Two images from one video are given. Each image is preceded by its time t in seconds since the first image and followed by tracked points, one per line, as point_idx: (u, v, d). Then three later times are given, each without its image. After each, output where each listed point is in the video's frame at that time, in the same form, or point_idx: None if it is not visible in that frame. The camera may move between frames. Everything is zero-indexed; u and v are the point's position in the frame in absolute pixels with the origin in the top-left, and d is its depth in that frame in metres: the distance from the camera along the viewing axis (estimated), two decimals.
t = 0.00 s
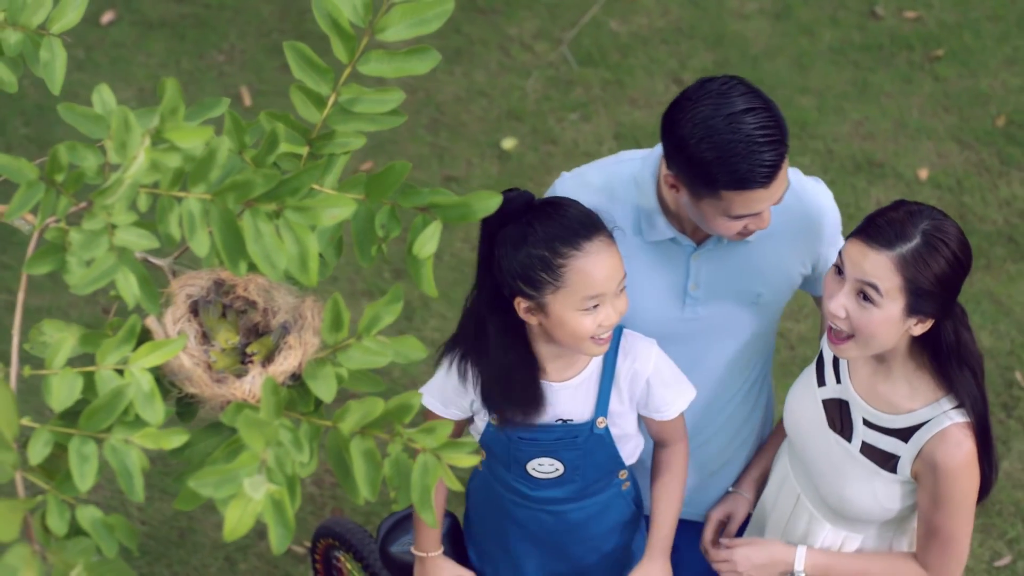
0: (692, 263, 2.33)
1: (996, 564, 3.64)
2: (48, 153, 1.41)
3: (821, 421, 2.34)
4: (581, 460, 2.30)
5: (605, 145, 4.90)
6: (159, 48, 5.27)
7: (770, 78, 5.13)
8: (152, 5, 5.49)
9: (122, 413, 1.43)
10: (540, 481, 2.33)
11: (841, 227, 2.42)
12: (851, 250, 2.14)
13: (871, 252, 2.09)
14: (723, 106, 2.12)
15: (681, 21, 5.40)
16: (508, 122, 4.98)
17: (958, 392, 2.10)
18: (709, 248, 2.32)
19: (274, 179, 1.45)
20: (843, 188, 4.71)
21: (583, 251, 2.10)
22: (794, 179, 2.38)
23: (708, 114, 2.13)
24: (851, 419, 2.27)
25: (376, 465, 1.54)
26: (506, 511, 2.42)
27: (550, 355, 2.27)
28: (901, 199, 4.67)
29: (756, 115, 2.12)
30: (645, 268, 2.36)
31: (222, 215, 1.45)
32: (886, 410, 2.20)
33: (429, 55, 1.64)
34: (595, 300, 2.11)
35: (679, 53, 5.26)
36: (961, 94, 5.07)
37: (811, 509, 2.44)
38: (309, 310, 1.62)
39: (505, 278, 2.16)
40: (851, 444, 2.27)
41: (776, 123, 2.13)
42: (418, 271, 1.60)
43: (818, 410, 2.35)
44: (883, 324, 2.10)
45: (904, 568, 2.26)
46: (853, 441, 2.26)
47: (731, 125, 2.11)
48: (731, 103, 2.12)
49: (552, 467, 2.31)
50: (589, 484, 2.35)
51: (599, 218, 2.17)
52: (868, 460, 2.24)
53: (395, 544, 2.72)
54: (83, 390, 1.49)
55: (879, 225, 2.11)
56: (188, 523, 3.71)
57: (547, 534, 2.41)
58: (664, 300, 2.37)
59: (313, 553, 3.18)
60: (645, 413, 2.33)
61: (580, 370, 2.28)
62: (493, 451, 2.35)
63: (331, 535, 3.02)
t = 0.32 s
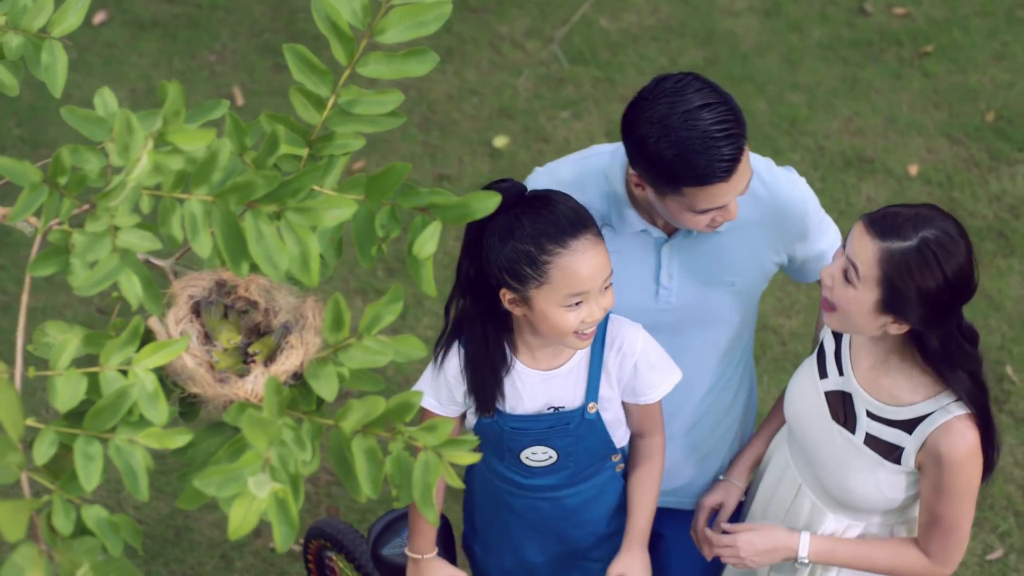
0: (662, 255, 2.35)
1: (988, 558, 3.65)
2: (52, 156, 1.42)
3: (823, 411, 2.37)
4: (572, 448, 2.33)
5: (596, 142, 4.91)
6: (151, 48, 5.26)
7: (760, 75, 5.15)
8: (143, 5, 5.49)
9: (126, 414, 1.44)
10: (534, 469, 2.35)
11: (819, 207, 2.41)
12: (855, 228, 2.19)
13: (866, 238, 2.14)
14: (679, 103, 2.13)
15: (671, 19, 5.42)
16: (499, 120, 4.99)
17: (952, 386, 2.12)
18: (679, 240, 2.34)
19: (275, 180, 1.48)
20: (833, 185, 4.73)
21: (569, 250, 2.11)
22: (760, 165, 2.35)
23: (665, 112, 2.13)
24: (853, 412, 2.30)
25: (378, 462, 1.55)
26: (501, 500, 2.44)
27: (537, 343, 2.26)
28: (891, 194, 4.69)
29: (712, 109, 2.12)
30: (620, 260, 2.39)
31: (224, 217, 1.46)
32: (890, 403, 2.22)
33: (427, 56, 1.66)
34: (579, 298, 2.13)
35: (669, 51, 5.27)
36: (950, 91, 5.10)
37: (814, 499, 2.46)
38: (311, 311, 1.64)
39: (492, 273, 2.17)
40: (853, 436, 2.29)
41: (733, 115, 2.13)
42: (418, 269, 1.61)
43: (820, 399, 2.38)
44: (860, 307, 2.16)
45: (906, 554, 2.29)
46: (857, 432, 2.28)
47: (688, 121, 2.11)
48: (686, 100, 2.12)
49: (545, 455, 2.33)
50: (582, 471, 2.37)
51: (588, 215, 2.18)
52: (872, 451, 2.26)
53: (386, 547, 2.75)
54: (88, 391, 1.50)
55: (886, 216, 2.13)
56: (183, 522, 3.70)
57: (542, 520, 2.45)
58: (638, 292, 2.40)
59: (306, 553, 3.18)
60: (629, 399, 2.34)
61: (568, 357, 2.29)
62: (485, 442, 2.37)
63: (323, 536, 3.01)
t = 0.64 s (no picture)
0: (651, 247, 2.37)
1: (982, 554, 3.66)
2: (54, 159, 1.43)
3: (825, 412, 2.39)
4: (573, 447, 2.34)
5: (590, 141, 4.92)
6: (145, 48, 5.26)
7: (753, 73, 5.17)
8: (138, 6, 5.49)
9: (129, 415, 1.45)
10: (534, 468, 2.35)
11: (808, 207, 2.43)
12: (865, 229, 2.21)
13: (870, 239, 2.17)
14: (667, 90, 2.15)
15: (664, 18, 5.44)
16: (493, 120, 4.99)
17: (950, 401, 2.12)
18: (668, 232, 2.36)
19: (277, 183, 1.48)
20: (826, 183, 4.75)
21: (563, 247, 2.12)
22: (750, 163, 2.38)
23: (656, 99, 2.15)
24: (853, 416, 2.31)
25: (379, 462, 1.57)
26: (498, 500, 2.44)
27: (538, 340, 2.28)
28: (884, 192, 4.71)
29: (700, 92, 2.14)
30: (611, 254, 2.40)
31: (225, 219, 1.47)
32: (890, 414, 2.23)
33: (426, 58, 1.67)
34: (570, 296, 2.14)
35: (663, 50, 5.28)
36: (942, 89, 5.12)
37: (803, 493, 2.48)
38: (312, 312, 1.65)
39: (491, 265, 2.20)
40: (853, 439, 2.31)
41: (723, 95, 2.15)
42: (418, 269, 1.62)
43: (824, 400, 2.40)
44: (851, 305, 2.21)
45: (892, 557, 2.30)
46: (857, 436, 2.30)
47: (682, 106, 2.13)
48: (673, 86, 2.15)
49: (546, 452, 2.33)
50: (581, 470, 2.38)
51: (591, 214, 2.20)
52: (869, 457, 2.27)
53: (392, 544, 2.76)
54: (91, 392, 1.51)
55: (896, 225, 2.14)
56: (180, 521, 3.69)
57: (540, 519, 2.45)
58: (627, 285, 2.41)
59: (304, 553, 3.17)
60: (628, 397, 2.36)
61: (571, 355, 2.31)
62: (485, 438, 2.37)
63: (323, 535, 3.00)
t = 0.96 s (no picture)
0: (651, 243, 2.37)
1: (977, 550, 3.68)
2: (56, 161, 1.44)
3: (825, 410, 2.40)
4: (572, 444, 2.35)
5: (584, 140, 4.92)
6: (140, 49, 5.25)
7: (746, 71, 5.18)
8: (131, 6, 5.48)
9: (132, 415, 1.46)
10: (533, 464, 2.35)
11: (807, 208, 2.45)
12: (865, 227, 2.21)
13: (868, 238, 2.17)
14: (682, 74, 2.16)
15: (657, 17, 5.45)
16: (487, 119, 4.99)
17: (934, 405, 2.12)
18: (669, 227, 2.36)
19: (278, 183, 1.48)
20: (820, 180, 4.76)
21: (536, 235, 2.15)
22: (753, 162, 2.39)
23: (670, 82, 2.16)
24: (851, 413, 2.33)
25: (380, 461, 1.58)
26: (495, 496, 2.44)
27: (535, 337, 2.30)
28: (877, 190, 4.73)
29: (716, 80, 2.15)
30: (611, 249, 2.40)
31: (226, 220, 1.48)
32: (884, 412, 2.24)
33: (425, 59, 1.68)
34: (534, 285, 2.16)
35: (656, 48, 5.30)
36: (934, 86, 5.14)
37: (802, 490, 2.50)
38: (312, 312, 1.67)
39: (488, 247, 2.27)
40: (851, 436, 2.31)
41: (736, 86, 2.17)
42: (418, 269, 1.63)
43: (823, 397, 2.41)
44: (845, 300, 2.23)
45: (859, 544, 2.30)
46: (854, 433, 2.31)
47: (695, 90, 2.14)
48: (689, 70, 2.16)
49: (545, 449, 2.34)
50: (578, 466, 2.39)
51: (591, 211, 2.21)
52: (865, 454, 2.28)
53: (394, 539, 2.79)
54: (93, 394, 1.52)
55: (894, 225, 2.14)
56: (178, 520, 3.69)
57: (537, 516, 2.45)
58: (626, 281, 2.41)
59: (301, 551, 3.18)
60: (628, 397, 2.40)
61: (571, 354, 2.32)
62: (484, 433, 2.37)
63: (322, 532, 3.01)
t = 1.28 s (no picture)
0: (664, 243, 2.37)
1: (973, 546, 3.69)
2: (57, 161, 1.45)
3: (814, 394, 2.42)
4: (568, 448, 2.35)
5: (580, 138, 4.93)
6: (136, 48, 5.24)
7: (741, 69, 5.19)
8: (127, 6, 5.47)
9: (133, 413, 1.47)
10: (527, 466, 2.36)
11: (816, 214, 2.49)
12: (844, 222, 2.21)
13: (853, 231, 2.16)
14: (719, 59, 2.20)
15: (652, 15, 5.47)
16: (483, 117, 4.99)
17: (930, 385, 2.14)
18: (682, 227, 2.36)
19: (278, 183, 1.48)
20: (816, 178, 4.77)
21: (525, 226, 2.16)
22: (763, 162, 2.44)
23: (703, 60, 2.20)
24: (835, 394, 2.35)
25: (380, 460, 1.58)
26: (491, 496, 2.45)
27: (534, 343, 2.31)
28: (873, 186, 4.74)
29: (746, 81, 2.19)
30: (621, 246, 2.40)
31: (227, 220, 1.48)
32: (866, 386, 2.27)
33: (424, 59, 1.68)
34: (517, 277, 2.16)
35: (651, 47, 5.31)
36: (930, 84, 5.16)
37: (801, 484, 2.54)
38: (312, 311, 1.68)
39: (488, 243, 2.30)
40: (835, 415, 2.34)
41: (761, 97, 2.19)
42: (418, 269, 1.63)
43: (814, 384, 2.43)
44: (841, 298, 2.21)
45: (816, 517, 2.35)
46: (840, 413, 2.33)
47: (718, 71, 2.18)
48: (735, 61, 2.20)
49: (540, 452, 2.34)
50: (574, 470, 2.39)
51: (587, 214, 2.21)
52: (847, 430, 2.32)
53: (394, 536, 2.80)
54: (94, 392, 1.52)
55: (876, 212, 2.15)
56: (176, 519, 3.69)
57: (532, 519, 2.46)
58: (637, 280, 2.42)
59: (301, 548, 3.18)
60: (623, 403, 2.42)
61: (569, 360, 2.32)
62: (481, 434, 2.38)
63: (321, 529, 3.01)
